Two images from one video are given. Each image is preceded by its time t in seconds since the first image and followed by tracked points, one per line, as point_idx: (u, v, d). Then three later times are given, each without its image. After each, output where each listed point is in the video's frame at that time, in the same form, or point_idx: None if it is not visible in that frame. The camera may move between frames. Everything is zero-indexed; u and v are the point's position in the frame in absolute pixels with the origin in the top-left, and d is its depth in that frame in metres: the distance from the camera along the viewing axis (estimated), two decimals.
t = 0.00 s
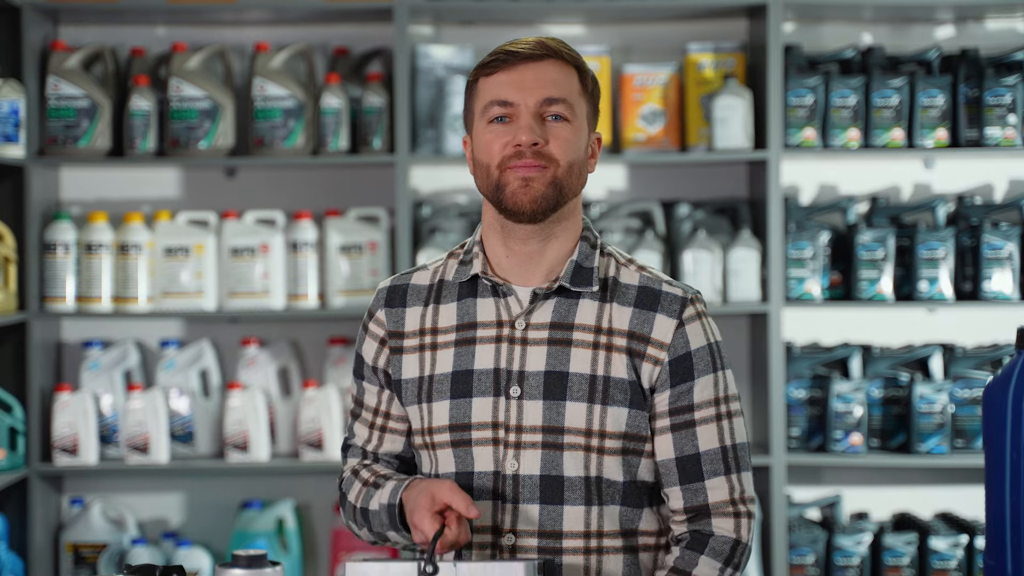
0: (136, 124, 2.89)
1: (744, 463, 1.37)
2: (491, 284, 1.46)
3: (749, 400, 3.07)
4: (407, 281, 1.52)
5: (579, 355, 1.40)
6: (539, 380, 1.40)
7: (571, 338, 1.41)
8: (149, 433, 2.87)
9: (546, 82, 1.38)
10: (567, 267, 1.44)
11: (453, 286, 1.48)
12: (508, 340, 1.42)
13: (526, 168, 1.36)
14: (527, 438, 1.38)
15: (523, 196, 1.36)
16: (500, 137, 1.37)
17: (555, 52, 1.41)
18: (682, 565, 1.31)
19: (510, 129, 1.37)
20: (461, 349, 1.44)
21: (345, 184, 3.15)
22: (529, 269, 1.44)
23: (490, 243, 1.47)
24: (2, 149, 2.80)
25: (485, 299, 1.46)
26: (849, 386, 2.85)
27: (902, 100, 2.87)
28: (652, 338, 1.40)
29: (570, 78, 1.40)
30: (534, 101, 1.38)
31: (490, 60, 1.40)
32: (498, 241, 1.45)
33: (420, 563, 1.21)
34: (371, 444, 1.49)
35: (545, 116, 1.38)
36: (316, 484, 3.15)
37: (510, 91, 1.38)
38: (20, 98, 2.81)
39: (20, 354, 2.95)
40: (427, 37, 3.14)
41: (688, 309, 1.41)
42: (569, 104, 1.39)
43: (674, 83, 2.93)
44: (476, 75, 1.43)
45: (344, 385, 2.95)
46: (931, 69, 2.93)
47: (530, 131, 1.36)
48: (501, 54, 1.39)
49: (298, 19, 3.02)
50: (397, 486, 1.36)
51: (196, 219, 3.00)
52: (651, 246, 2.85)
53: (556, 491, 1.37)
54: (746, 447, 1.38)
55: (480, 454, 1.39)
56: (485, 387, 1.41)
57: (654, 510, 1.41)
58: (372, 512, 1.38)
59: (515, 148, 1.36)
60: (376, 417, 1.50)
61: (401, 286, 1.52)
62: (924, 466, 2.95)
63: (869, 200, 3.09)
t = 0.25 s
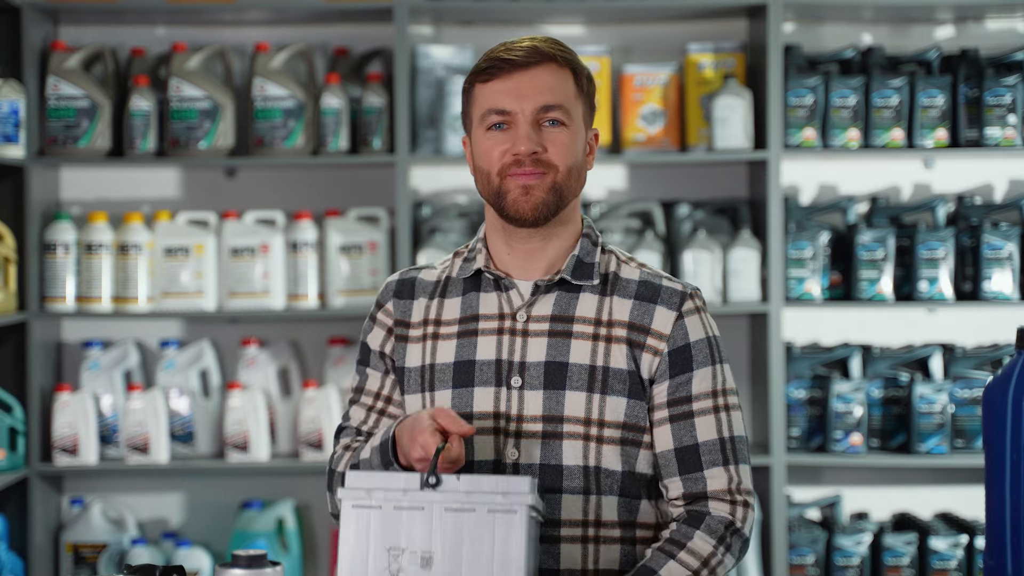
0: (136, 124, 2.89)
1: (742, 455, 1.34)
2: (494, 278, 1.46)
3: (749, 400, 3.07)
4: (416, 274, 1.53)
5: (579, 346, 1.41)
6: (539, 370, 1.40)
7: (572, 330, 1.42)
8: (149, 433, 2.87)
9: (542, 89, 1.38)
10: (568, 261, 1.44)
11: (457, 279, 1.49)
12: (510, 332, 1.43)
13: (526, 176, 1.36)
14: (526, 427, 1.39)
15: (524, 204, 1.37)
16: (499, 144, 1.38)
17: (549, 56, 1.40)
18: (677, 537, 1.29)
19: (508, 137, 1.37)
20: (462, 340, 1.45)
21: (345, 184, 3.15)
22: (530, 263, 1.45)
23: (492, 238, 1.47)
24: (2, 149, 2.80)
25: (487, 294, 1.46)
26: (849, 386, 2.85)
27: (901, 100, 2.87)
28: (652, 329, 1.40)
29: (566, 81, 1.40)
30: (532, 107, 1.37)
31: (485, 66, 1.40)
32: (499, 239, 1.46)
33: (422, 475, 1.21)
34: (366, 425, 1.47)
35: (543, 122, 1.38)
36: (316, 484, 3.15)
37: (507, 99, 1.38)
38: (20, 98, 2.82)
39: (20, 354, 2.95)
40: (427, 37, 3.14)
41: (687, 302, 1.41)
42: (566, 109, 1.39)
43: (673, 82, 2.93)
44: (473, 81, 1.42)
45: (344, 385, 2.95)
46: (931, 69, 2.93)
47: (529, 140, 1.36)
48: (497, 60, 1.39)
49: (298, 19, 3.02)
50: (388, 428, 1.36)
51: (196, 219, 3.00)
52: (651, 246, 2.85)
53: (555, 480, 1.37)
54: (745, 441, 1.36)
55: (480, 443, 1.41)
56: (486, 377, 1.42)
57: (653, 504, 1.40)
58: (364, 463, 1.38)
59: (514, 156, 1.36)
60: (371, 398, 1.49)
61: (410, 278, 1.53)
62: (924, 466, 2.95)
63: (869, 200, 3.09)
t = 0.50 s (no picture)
0: (136, 124, 2.89)
1: (740, 457, 1.34)
2: (499, 274, 1.46)
3: (749, 400, 3.07)
4: (424, 268, 1.54)
5: (583, 345, 1.41)
6: (542, 366, 1.41)
7: (576, 328, 1.41)
8: (149, 433, 2.87)
9: (546, 93, 1.37)
10: (573, 260, 1.44)
11: (463, 274, 1.49)
12: (514, 327, 1.43)
13: (531, 180, 1.36)
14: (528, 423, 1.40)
15: (530, 208, 1.37)
16: (504, 149, 1.37)
17: (553, 59, 1.39)
18: (680, 512, 1.29)
19: (513, 141, 1.37)
20: (467, 333, 1.45)
21: (345, 184, 3.15)
22: (536, 260, 1.45)
23: (497, 235, 1.47)
24: (2, 149, 2.80)
25: (492, 290, 1.46)
26: (849, 386, 2.85)
27: (902, 100, 2.87)
28: (655, 329, 1.40)
29: (569, 83, 1.39)
30: (536, 112, 1.37)
31: (489, 70, 1.39)
32: (504, 238, 1.46)
33: (414, 403, 1.18)
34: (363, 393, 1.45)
35: (547, 126, 1.38)
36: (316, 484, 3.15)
37: (511, 104, 1.38)
38: (20, 98, 2.82)
39: (20, 354, 2.95)
40: (427, 37, 3.14)
41: (690, 304, 1.41)
42: (570, 112, 1.38)
43: (674, 83, 2.93)
44: (476, 85, 1.42)
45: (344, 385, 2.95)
46: (931, 69, 2.93)
47: (533, 144, 1.36)
48: (501, 64, 1.38)
49: (298, 19, 3.02)
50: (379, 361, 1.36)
51: (196, 219, 3.00)
52: (651, 246, 2.85)
53: (555, 475, 1.38)
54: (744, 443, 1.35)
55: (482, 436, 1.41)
56: (490, 371, 1.42)
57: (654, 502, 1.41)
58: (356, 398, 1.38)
59: (519, 161, 1.36)
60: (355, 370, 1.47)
61: (417, 271, 1.54)
62: (924, 466, 2.95)
63: (869, 200, 3.09)
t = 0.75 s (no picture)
0: (136, 124, 2.89)
1: (730, 458, 1.30)
2: (498, 272, 1.47)
3: (748, 400, 3.07)
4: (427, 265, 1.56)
5: (580, 343, 1.41)
6: (539, 363, 1.42)
7: (573, 326, 1.41)
8: (149, 433, 2.87)
9: (547, 95, 1.37)
10: (573, 257, 1.43)
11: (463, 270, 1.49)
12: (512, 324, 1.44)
13: (531, 182, 1.36)
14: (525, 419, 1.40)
15: (529, 210, 1.37)
16: (504, 151, 1.37)
17: (553, 61, 1.39)
18: (675, 487, 1.26)
19: (513, 143, 1.37)
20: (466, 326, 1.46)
21: (345, 184, 3.15)
22: (535, 256, 1.45)
23: (496, 234, 1.47)
24: (2, 149, 2.80)
25: (492, 288, 1.47)
26: (849, 386, 2.85)
27: (901, 100, 2.87)
28: (651, 327, 1.38)
29: (569, 86, 1.39)
30: (536, 114, 1.37)
31: (490, 72, 1.39)
32: (504, 237, 1.46)
33: (418, 318, 1.16)
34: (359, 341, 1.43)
35: (547, 128, 1.37)
36: (316, 484, 3.16)
37: (511, 106, 1.37)
38: (20, 98, 2.82)
39: (19, 354, 2.95)
40: (427, 37, 3.14)
41: (686, 305, 1.39)
42: (570, 114, 1.38)
43: (673, 83, 2.93)
44: (477, 86, 1.41)
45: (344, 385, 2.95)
46: (930, 69, 2.93)
47: (533, 147, 1.35)
48: (501, 67, 1.38)
49: (298, 19, 3.02)
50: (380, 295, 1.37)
51: (196, 219, 3.00)
52: (651, 245, 2.85)
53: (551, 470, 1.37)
54: (736, 444, 1.32)
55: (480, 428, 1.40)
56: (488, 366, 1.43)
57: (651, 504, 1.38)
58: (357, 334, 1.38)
59: (519, 163, 1.36)
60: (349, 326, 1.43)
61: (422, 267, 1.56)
62: (924, 466, 2.95)
63: (869, 200, 3.09)
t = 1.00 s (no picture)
0: (136, 124, 2.89)
1: (727, 455, 1.29)
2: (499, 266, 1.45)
3: (748, 400, 3.07)
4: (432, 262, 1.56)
5: (581, 338, 1.41)
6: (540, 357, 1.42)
7: (575, 322, 1.43)
8: (149, 433, 2.87)
9: (551, 99, 1.35)
10: (577, 255, 1.44)
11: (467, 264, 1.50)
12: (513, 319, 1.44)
13: (535, 186, 1.35)
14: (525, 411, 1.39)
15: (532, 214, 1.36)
16: (507, 154, 1.36)
17: (557, 65, 1.38)
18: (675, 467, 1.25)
19: (516, 147, 1.35)
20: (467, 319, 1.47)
21: (345, 185, 3.15)
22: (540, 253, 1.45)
23: (501, 232, 1.47)
24: (2, 149, 2.80)
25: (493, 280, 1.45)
26: (849, 386, 2.85)
27: (901, 100, 2.87)
28: (652, 324, 1.38)
29: (573, 90, 1.38)
30: (539, 118, 1.35)
31: (494, 76, 1.38)
32: (508, 238, 1.45)
33: (432, 246, 1.14)
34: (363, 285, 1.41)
35: (551, 131, 1.36)
36: (316, 484, 3.16)
37: (515, 110, 1.36)
38: (20, 98, 2.82)
39: (20, 354, 2.95)
40: (427, 37, 3.14)
41: (687, 303, 1.38)
42: (574, 119, 1.36)
43: (673, 83, 2.93)
44: (481, 89, 1.40)
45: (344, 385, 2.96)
46: (930, 69, 2.93)
47: (537, 151, 1.34)
48: (506, 70, 1.37)
49: (298, 19, 3.02)
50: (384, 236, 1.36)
51: (196, 219, 3.00)
52: (651, 245, 2.84)
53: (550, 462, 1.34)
54: (732, 444, 1.31)
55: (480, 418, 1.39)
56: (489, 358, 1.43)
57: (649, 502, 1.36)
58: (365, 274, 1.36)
59: (522, 167, 1.35)
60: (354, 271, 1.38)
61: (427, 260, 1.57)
62: (924, 466, 2.95)
63: (869, 200, 3.09)
